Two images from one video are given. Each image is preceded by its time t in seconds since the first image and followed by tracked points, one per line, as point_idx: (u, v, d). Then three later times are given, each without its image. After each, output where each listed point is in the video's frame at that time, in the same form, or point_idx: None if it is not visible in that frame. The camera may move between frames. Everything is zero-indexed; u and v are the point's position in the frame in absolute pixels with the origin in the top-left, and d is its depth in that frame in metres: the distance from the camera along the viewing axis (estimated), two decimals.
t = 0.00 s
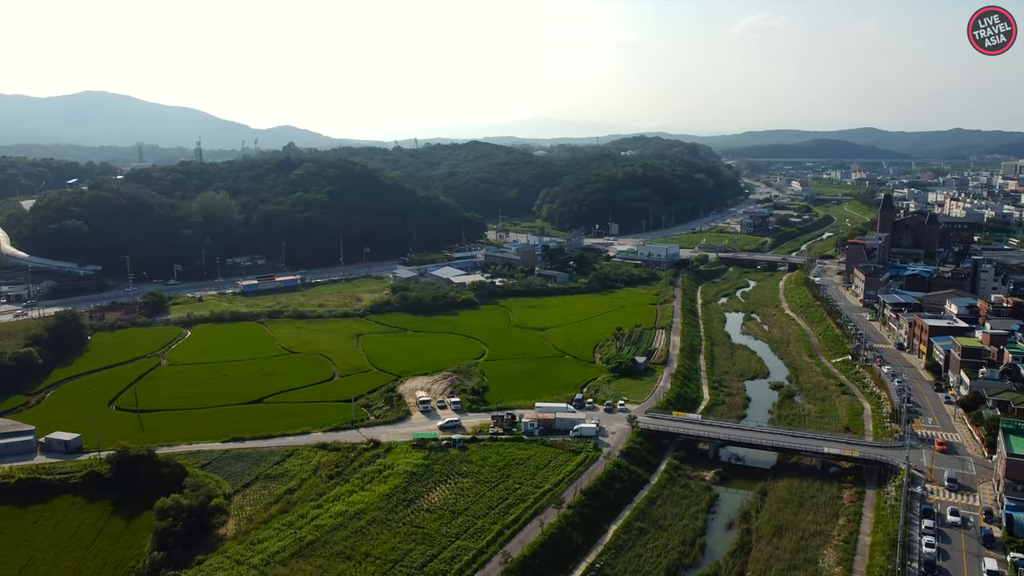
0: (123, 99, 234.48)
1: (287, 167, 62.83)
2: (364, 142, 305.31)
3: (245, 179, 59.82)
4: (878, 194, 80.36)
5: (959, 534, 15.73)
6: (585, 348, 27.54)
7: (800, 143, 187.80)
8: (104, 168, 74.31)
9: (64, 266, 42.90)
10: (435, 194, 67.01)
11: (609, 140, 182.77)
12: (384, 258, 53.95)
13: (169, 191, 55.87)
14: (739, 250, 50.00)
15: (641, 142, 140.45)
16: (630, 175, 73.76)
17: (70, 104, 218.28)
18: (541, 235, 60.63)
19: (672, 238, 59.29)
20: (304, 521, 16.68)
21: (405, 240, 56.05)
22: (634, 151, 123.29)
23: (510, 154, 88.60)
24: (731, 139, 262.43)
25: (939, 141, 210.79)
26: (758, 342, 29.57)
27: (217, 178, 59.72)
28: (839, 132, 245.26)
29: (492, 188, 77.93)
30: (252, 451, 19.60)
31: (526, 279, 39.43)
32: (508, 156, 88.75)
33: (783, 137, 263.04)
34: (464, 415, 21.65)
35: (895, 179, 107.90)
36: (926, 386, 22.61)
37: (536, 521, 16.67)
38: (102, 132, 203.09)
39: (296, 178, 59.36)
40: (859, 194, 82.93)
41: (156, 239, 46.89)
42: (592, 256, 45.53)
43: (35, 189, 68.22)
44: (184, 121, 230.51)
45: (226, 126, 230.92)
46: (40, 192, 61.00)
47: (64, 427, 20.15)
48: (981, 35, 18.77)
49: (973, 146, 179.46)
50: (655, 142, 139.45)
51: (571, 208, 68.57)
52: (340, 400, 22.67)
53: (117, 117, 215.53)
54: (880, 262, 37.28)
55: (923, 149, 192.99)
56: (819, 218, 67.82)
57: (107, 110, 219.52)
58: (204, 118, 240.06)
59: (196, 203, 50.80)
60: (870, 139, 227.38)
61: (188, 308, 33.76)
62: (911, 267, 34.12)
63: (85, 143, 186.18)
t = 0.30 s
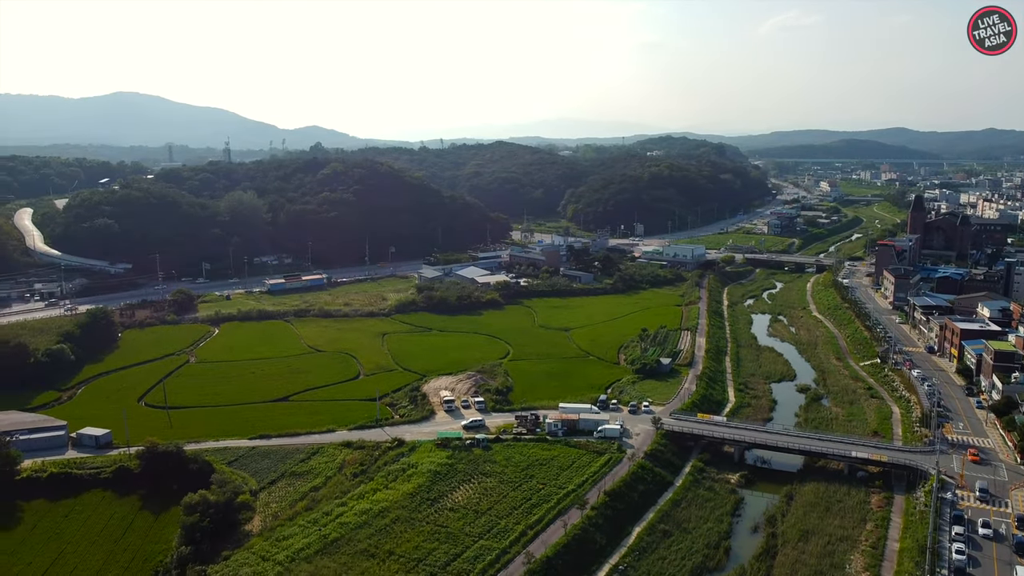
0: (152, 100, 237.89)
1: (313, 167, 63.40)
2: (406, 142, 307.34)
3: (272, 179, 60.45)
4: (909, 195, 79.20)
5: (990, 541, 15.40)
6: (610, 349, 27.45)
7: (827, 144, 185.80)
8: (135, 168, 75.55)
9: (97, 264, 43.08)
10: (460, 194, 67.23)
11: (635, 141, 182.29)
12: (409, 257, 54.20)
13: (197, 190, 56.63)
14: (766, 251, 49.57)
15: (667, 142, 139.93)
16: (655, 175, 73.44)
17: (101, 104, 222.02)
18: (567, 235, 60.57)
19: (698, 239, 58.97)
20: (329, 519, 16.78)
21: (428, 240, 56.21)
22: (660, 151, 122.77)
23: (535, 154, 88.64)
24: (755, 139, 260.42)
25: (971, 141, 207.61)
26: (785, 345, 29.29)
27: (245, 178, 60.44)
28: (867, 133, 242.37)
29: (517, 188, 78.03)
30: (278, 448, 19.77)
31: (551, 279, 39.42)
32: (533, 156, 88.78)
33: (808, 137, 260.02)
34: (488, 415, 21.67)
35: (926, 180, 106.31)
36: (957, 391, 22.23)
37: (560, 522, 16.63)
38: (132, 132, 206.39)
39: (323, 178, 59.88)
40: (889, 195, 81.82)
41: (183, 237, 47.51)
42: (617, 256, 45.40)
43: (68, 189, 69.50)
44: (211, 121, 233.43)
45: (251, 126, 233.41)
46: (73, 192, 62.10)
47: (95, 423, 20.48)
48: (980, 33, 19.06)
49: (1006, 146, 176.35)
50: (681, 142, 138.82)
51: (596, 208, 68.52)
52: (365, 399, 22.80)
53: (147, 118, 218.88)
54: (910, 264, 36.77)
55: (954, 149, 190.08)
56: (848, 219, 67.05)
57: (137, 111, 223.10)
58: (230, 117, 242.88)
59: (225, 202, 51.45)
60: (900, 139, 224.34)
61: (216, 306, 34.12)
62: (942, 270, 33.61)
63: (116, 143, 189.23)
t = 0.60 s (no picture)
0: (181, 100, 241.50)
1: (339, 167, 63.96)
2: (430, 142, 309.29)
3: (300, 179, 61.12)
4: (941, 195, 77.93)
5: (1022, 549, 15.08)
6: (634, 350, 27.34)
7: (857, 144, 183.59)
8: (166, 167, 76.76)
9: (127, 263, 43.78)
10: (485, 194, 67.37)
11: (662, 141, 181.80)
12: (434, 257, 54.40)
13: (226, 190, 57.39)
14: (794, 252, 49.12)
15: (694, 142, 139.36)
16: (681, 175, 73.07)
17: (131, 104, 225.74)
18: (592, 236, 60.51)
19: (724, 239, 58.63)
20: (353, 516, 16.88)
21: (452, 240, 56.37)
22: (686, 151, 122.20)
23: (561, 154, 88.65)
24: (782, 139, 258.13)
25: (1005, 141, 204.19)
26: (813, 347, 28.99)
27: (272, 178, 61.12)
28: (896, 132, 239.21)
29: (542, 188, 78.09)
30: (303, 445, 19.93)
31: (577, 280, 39.37)
32: (559, 156, 88.79)
33: (834, 136, 256.96)
34: (512, 415, 21.68)
35: (959, 181, 104.48)
36: (990, 395, 21.83)
37: (583, 523, 16.58)
38: (161, 132, 209.70)
39: (349, 178, 60.38)
40: (920, 196, 80.59)
41: (209, 236, 48.11)
42: (642, 257, 45.24)
43: (101, 188, 70.76)
44: (238, 122, 236.32)
45: (276, 126, 235.86)
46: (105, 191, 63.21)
47: (125, 418, 20.79)
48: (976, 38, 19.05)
49: None
50: (708, 142, 138.11)
51: (622, 208, 68.46)
52: (390, 398, 22.90)
53: (175, 119, 222.14)
54: (942, 266, 36.22)
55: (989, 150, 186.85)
56: (878, 220, 66.20)
57: (165, 112, 226.46)
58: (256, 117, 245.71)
59: (253, 201, 52.08)
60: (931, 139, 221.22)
61: (243, 304, 34.47)
62: (975, 272, 33.04)
63: (147, 144, 192.13)
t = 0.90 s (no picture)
0: (209, 100, 244.94)
1: (366, 167, 64.48)
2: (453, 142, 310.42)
3: (327, 179, 61.67)
4: (975, 197, 76.59)
5: None
6: (660, 351, 27.24)
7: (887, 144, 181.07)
8: (195, 167, 77.79)
9: (157, 261, 44.40)
10: (510, 194, 67.44)
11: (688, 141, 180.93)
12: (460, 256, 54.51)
13: (254, 189, 58.03)
14: (822, 253, 48.63)
15: (722, 142, 138.61)
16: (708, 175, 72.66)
17: (159, 105, 229.17)
18: (618, 236, 60.40)
19: (751, 240, 58.20)
20: (377, 514, 16.98)
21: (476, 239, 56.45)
22: (714, 151, 121.51)
23: (586, 155, 88.56)
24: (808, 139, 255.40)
25: None
26: (840, 350, 28.69)
27: (299, 178, 61.74)
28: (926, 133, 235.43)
29: (567, 188, 78.06)
30: (329, 443, 20.08)
31: (602, 280, 39.33)
32: (585, 156, 88.70)
33: (860, 135, 253.67)
34: (536, 415, 21.68)
35: (994, 181, 102.57)
36: None
37: (606, 525, 16.51)
38: (190, 133, 212.76)
39: (375, 178, 60.83)
40: (953, 197, 79.25)
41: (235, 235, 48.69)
42: (668, 257, 45.05)
43: (131, 186, 71.97)
44: (264, 121, 238.81)
45: (301, 126, 238.09)
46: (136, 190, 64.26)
47: (154, 415, 21.08)
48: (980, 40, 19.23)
49: None
50: (736, 142, 137.30)
51: (648, 209, 68.33)
52: (414, 397, 23.00)
53: (203, 119, 225.14)
54: (974, 269, 35.62)
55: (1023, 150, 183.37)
56: (908, 222, 65.27)
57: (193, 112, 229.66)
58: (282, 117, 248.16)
59: (280, 201, 52.60)
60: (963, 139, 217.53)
61: (270, 302, 34.81)
62: (1009, 275, 32.45)
63: (176, 143, 195.19)
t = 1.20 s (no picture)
0: (237, 100, 248.26)
1: (392, 167, 64.92)
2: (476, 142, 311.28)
3: (353, 179, 62.14)
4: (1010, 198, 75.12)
5: None
6: (685, 352, 27.09)
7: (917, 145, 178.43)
8: (224, 166, 78.73)
9: (186, 259, 44.99)
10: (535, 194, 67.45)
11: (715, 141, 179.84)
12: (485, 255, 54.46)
13: (282, 189, 58.61)
14: (851, 255, 48.06)
15: (750, 142, 137.67)
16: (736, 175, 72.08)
17: (187, 105, 232.50)
18: (643, 236, 60.17)
19: (779, 241, 57.67)
20: (401, 513, 17.05)
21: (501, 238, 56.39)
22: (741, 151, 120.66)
23: (612, 155, 88.34)
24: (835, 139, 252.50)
25: None
26: (869, 353, 28.33)
27: (325, 178, 62.31)
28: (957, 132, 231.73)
29: (592, 188, 77.94)
30: (354, 441, 20.20)
31: (627, 281, 39.24)
32: (610, 156, 88.50)
33: (888, 134, 249.86)
34: (560, 415, 21.67)
35: None
36: None
37: (630, 526, 16.45)
38: (217, 133, 215.52)
39: (401, 178, 61.19)
40: (987, 198, 77.79)
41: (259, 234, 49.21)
42: (694, 258, 44.81)
43: (161, 186, 73.11)
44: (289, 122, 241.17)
45: (325, 126, 239.84)
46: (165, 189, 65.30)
47: (183, 411, 21.37)
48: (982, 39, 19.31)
49: None
50: (764, 142, 136.28)
51: (674, 209, 68.03)
52: (439, 396, 23.07)
53: (230, 120, 227.87)
54: (1008, 271, 34.97)
55: None
56: (941, 223, 64.27)
57: (219, 113, 232.35)
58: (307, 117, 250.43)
59: (306, 201, 53.10)
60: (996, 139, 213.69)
61: (296, 301, 35.13)
62: None
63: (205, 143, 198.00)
